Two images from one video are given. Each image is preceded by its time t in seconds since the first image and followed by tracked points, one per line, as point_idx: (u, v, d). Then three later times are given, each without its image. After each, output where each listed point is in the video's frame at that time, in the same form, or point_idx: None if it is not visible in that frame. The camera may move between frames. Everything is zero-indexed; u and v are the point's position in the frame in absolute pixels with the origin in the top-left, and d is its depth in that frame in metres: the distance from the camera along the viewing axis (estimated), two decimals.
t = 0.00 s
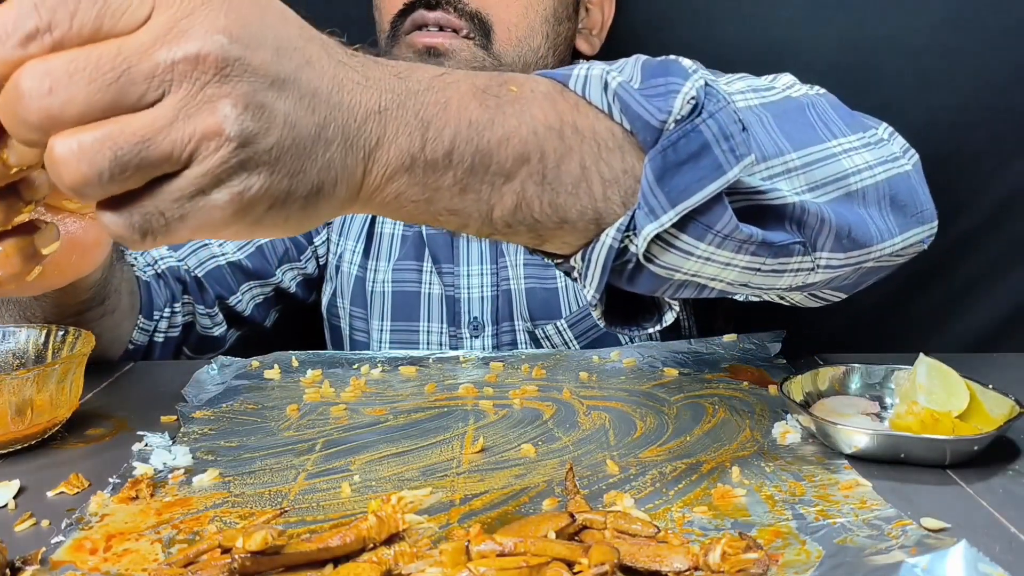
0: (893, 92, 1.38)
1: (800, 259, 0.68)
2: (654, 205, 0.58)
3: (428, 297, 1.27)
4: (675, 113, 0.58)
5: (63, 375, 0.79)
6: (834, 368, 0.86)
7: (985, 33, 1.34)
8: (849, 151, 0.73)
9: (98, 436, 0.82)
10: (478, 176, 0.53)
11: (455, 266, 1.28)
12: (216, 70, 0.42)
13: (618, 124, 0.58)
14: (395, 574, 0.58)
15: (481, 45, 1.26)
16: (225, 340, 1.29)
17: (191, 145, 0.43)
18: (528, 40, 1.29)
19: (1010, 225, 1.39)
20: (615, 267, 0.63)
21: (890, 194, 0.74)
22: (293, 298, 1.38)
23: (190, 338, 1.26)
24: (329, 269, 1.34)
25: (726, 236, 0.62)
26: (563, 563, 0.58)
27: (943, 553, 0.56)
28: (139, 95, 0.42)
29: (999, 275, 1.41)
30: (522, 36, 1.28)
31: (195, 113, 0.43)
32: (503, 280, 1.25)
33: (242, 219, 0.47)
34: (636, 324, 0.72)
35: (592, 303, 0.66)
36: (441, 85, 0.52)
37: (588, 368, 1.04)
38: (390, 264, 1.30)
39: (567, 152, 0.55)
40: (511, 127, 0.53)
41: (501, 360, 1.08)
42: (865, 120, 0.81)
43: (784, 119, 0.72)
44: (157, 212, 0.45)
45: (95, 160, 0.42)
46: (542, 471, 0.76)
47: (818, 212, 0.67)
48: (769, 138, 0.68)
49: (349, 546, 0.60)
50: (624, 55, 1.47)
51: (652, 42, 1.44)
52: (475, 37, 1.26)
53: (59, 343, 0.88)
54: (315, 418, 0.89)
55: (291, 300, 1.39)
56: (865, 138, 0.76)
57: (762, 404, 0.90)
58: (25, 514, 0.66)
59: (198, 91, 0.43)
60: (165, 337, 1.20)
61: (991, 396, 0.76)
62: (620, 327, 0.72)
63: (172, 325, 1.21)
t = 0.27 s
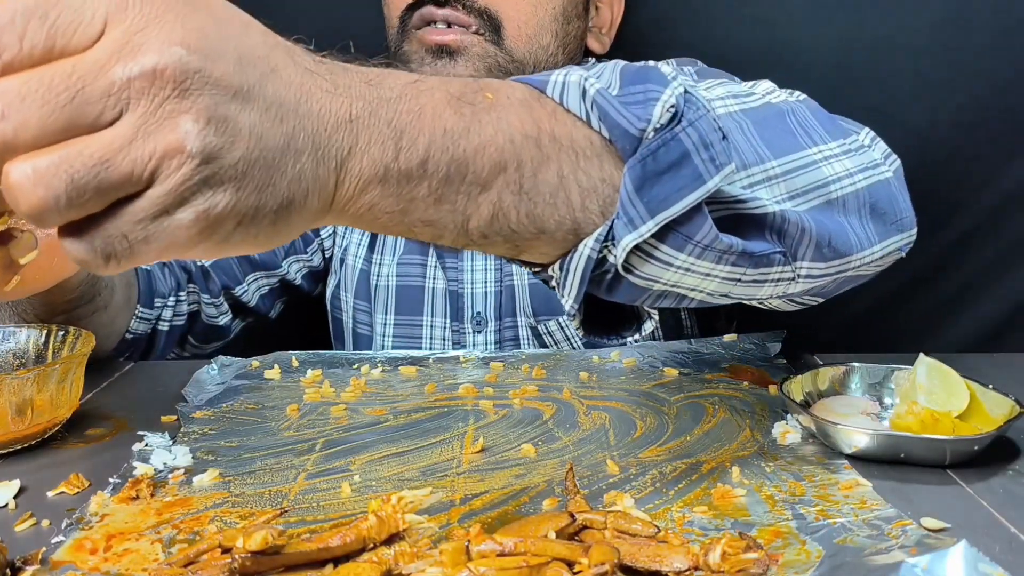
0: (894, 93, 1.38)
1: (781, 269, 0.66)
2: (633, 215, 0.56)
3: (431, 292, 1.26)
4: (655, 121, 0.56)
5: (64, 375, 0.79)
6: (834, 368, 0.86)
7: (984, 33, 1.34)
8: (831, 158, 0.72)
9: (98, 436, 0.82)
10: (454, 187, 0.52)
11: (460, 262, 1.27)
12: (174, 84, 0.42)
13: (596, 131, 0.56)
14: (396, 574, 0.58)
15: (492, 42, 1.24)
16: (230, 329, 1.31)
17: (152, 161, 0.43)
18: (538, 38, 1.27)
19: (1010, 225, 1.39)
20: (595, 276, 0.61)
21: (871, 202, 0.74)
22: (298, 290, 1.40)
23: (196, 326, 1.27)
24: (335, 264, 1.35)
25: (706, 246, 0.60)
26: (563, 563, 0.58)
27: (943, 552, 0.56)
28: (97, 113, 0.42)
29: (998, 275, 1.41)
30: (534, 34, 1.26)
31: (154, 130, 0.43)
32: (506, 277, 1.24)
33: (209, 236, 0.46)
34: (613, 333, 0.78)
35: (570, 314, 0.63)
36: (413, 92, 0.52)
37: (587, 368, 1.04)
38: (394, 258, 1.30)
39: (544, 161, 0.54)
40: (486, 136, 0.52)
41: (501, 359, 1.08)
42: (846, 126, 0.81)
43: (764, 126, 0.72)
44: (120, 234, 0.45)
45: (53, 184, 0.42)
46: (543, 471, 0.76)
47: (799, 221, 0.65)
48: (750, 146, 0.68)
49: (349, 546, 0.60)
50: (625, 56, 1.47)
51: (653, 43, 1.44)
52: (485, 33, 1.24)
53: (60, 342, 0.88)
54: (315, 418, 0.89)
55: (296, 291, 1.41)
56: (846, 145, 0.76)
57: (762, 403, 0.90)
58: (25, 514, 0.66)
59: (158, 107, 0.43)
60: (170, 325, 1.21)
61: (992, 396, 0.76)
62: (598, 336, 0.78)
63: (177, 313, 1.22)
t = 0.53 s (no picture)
0: (893, 93, 1.38)
1: (777, 284, 0.66)
2: (631, 231, 0.54)
3: (433, 290, 1.26)
4: (654, 135, 0.54)
5: (64, 375, 0.79)
6: (834, 368, 0.86)
7: (983, 33, 1.34)
8: (825, 172, 0.72)
9: (98, 436, 0.82)
10: (450, 203, 0.50)
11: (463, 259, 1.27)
12: (153, 104, 0.41)
13: (594, 145, 0.55)
14: (396, 574, 0.58)
15: (499, 39, 1.24)
16: (235, 327, 1.30)
17: (129, 181, 0.41)
18: (545, 36, 1.26)
19: (1009, 225, 1.39)
20: (591, 291, 0.59)
21: (863, 216, 0.74)
22: (301, 288, 1.40)
23: (200, 325, 1.27)
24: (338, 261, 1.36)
25: (704, 262, 0.59)
26: (563, 563, 0.58)
27: (943, 552, 0.56)
28: (73, 132, 0.41)
29: (997, 275, 1.41)
30: (542, 31, 1.26)
31: (133, 148, 0.41)
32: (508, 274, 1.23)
33: (191, 256, 0.45)
34: (609, 348, 0.72)
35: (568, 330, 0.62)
36: (409, 106, 0.50)
37: (587, 368, 1.04)
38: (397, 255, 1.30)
39: (542, 176, 0.52)
40: (483, 150, 0.51)
41: (501, 359, 1.08)
42: (838, 138, 0.81)
43: (758, 141, 0.72)
44: (98, 254, 0.44)
45: (28, 203, 0.41)
46: (543, 471, 0.76)
47: (795, 236, 0.65)
48: (745, 161, 0.68)
49: (349, 546, 0.60)
50: (625, 56, 1.47)
51: (652, 44, 1.44)
52: (492, 30, 1.24)
53: (59, 343, 0.88)
54: (315, 418, 0.89)
55: (299, 289, 1.41)
56: (839, 158, 0.76)
57: (762, 403, 0.90)
58: (25, 514, 0.66)
59: (137, 126, 0.41)
60: (174, 324, 1.21)
61: (992, 396, 0.76)
62: (593, 351, 0.72)
63: (182, 312, 1.22)
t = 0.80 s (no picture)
0: (892, 92, 1.38)
1: (776, 299, 0.64)
2: (634, 248, 0.53)
3: (434, 289, 1.26)
4: (656, 152, 0.53)
5: (63, 375, 0.79)
6: (834, 368, 0.86)
7: (982, 32, 1.34)
8: (820, 183, 0.71)
9: (98, 436, 0.82)
10: (452, 223, 0.48)
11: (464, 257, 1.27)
12: (145, 130, 0.38)
13: (595, 161, 0.53)
14: (396, 574, 0.58)
15: (501, 36, 1.24)
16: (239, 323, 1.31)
17: (117, 210, 0.38)
18: (548, 34, 1.26)
19: (1009, 225, 1.39)
20: (592, 308, 0.57)
21: (857, 226, 0.74)
22: (304, 285, 1.41)
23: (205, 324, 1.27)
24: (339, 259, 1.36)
25: (705, 278, 0.58)
26: (563, 563, 0.58)
27: (942, 552, 0.56)
28: (59, 158, 0.38)
29: (998, 275, 1.41)
30: (544, 29, 1.25)
31: (121, 176, 0.38)
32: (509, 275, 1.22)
33: (180, 288, 0.42)
34: (611, 364, 0.66)
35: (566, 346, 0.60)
36: (409, 125, 0.48)
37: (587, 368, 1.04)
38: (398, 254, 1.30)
39: (544, 194, 0.51)
40: (485, 169, 0.49)
41: (501, 360, 1.08)
42: (831, 147, 0.80)
43: (755, 152, 0.70)
44: (83, 283, 0.40)
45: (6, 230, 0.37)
46: (543, 471, 0.76)
47: (793, 249, 0.65)
48: (744, 175, 0.66)
49: (349, 546, 0.60)
50: (625, 56, 1.47)
51: (653, 43, 1.44)
52: (494, 27, 1.24)
53: (60, 342, 0.88)
54: (315, 418, 0.89)
55: (303, 286, 1.42)
56: (833, 167, 0.75)
57: (762, 403, 0.90)
58: (25, 514, 0.66)
59: (125, 153, 0.38)
60: (179, 321, 1.22)
61: (991, 396, 0.76)
62: (595, 368, 0.66)
63: (186, 309, 1.23)
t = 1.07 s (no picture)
0: (892, 92, 1.38)
1: (789, 301, 0.64)
2: (653, 249, 0.53)
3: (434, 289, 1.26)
4: (678, 153, 0.53)
5: (63, 375, 0.79)
6: (834, 368, 0.86)
7: (981, 31, 1.34)
8: (831, 185, 0.71)
9: (98, 436, 0.82)
10: (474, 225, 0.48)
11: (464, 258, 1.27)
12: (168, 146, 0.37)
13: (615, 162, 0.53)
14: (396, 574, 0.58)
15: (504, 32, 1.24)
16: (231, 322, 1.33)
17: (143, 227, 0.38)
18: (550, 32, 1.26)
19: (1009, 225, 1.39)
20: (609, 308, 0.57)
21: (866, 228, 0.74)
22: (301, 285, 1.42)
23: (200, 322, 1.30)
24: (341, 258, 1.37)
25: (723, 280, 0.58)
26: (563, 563, 0.58)
27: (942, 552, 0.56)
28: (82, 176, 0.37)
29: (998, 275, 1.41)
30: (547, 26, 1.25)
31: (145, 193, 0.37)
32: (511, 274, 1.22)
33: (209, 300, 0.41)
34: (623, 367, 0.66)
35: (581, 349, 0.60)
36: (430, 125, 0.47)
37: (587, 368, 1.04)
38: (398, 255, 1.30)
39: (564, 195, 0.50)
40: (507, 170, 0.48)
41: (501, 359, 1.08)
42: (839, 149, 0.79)
43: (769, 155, 0.70)
44: (113, 300, 0.40)
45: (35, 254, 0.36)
46: (543, 471, 0.76)
47: (806, 253, 0.64)
48: (759, 177, 0.65)
49: (349, 546, 0.60)
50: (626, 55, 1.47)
51: (653, 43, 1.44)
52: (497, 23, 1.24)
53: (59, 342, 0.88)
54: (315, 418, 0.89)
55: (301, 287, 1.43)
56: (841, 168, 0.75)
57: (762, 404, 0.90)
58: (25, 514, 0.66)
59: (150, 169, 0.37)
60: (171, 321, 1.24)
61: (992, 396, 0.76)
62: (608, 370, 0.66)
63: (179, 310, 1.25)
